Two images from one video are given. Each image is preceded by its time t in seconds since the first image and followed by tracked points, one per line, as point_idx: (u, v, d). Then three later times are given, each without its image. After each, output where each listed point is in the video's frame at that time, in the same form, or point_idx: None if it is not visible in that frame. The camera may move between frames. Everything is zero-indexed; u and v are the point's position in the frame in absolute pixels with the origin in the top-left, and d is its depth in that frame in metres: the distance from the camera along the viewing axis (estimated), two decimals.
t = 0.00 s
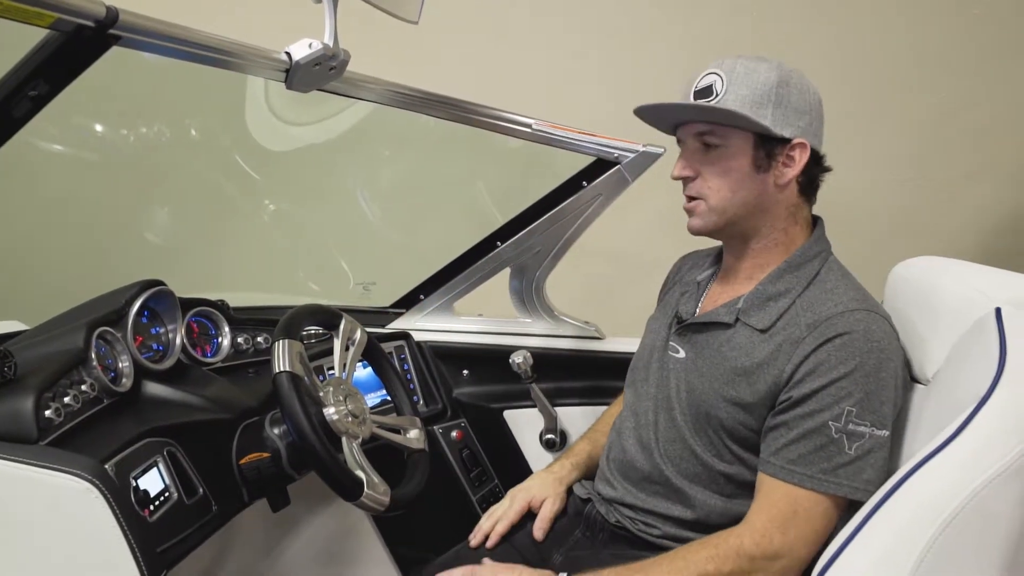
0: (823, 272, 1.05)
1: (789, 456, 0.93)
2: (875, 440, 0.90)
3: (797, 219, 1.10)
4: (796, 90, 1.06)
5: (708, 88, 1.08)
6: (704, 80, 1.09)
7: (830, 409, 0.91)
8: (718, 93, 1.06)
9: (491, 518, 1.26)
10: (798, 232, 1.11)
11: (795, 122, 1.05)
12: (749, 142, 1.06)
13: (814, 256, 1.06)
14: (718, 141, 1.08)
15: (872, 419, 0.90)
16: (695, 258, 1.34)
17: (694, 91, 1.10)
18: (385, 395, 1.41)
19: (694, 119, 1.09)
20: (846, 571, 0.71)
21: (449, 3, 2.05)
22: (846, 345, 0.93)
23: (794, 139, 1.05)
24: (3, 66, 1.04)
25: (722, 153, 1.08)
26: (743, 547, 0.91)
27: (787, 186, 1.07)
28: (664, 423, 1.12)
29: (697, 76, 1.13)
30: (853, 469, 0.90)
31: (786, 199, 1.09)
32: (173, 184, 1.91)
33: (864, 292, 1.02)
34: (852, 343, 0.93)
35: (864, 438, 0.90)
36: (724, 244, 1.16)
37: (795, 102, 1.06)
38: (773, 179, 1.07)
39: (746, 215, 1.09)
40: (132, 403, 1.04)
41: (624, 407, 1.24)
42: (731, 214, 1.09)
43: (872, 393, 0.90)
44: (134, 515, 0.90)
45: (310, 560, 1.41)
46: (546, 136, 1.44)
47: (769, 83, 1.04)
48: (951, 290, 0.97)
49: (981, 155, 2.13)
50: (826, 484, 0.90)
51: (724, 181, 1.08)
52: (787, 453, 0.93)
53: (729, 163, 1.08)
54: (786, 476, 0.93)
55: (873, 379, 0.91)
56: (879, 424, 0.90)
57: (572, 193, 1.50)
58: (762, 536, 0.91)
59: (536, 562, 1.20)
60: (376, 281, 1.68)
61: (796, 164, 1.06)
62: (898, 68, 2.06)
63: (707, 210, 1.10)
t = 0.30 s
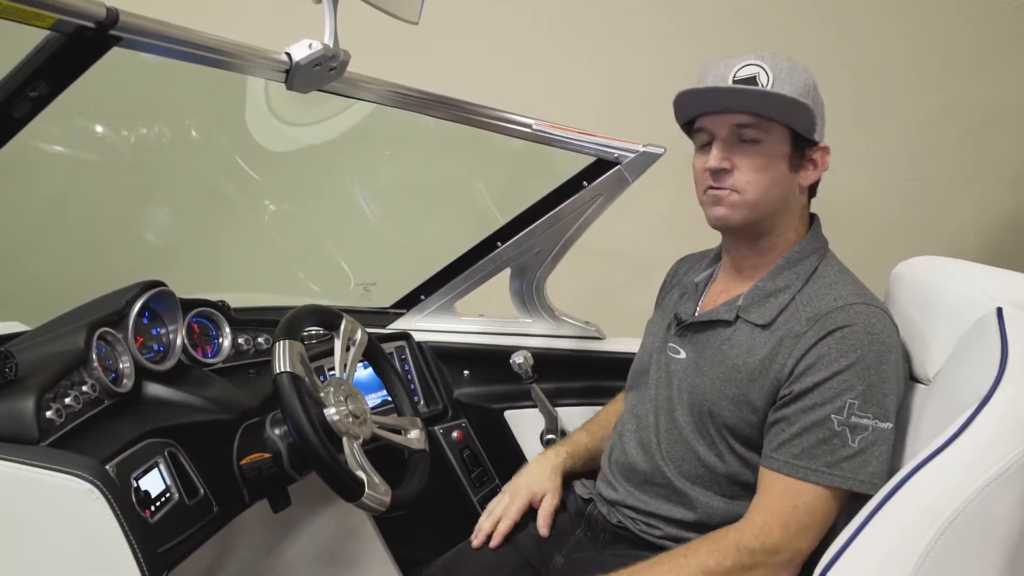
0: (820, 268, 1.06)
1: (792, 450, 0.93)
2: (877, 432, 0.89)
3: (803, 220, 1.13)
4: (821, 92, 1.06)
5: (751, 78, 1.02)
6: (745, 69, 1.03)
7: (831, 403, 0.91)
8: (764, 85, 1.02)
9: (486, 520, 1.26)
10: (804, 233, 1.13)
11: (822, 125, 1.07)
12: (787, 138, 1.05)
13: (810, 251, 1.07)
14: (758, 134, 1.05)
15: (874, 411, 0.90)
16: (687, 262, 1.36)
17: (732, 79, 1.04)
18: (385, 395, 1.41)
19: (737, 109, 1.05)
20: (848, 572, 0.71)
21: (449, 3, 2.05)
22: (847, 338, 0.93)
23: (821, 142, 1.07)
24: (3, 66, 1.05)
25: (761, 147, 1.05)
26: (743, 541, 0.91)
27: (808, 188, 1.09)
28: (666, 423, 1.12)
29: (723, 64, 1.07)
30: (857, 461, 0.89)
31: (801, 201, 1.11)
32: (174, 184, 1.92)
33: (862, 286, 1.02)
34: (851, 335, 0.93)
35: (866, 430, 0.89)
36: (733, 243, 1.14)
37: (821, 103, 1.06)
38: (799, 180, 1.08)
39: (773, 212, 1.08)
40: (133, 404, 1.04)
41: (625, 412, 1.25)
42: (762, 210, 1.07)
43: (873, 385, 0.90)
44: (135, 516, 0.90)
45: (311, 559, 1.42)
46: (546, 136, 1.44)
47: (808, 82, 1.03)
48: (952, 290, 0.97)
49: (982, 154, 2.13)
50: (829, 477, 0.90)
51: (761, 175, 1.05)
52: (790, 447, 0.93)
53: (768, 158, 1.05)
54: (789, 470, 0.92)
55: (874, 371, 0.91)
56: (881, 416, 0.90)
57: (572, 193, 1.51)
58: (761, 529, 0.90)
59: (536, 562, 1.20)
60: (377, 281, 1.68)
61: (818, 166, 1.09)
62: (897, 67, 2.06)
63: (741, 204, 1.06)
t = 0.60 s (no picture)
0: (813, 265, 1.06)
1: (789, 443, 0.93)
2: (873, 424, 0.90)
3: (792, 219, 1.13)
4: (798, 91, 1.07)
5: (733, 82, 1.03)
6: (726, 75, 1.03)
7: (827, 395, 0.92)
8: (746, 89, 1.02)
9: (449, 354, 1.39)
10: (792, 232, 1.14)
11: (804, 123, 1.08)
12: (772, 141, 1.05)
13: (802, 251, 1.08)
14: (745, 138, 1.05)
15: (870, 403, 0.90)
16: (680, 265, 1.35)
17: (714, 84, 1.04)
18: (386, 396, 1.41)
19: (722, 114, 1.05)
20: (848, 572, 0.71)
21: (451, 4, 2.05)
22: (842, 331, 0.94)
23: (803, 140, 1.08)
24: (6, 67, 1.05)
25: (749, 150, 1.05)
26: (740, 535, 0.89)
27: (795, 188, 1.10)
28: (664, 426, 1.12)
29: (703, 70, 1.07)
30: (853, 453, 0.89)
31: (790, 200, 1.11)
32: (175, 185, 1.92)
33: (856, 281, 1.03)
34: (847, 329, 0.93)
35: (863, 422, 0.90)
36: (724, 246, 1.14)
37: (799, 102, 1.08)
38: (787, 181, 1.09)
39: (764, 214, 1.08)
40: (135, 404, 1.04)
41: (624, 416, 1.25)
42: (754, 213, 1.07)
43: (869, 376, 0.91)
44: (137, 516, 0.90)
45: (312, 559, 1.41)
46: (547, 137, 1.44)
47: (787, 82, 1.04)
48: (952, 292, 0.98)
49: (985, 154, 2.12)
50: (825, 470, 0.90)
51: (751, 179, 1.06)
52: (788, 440, 0.93)
53: (756, 161, 1.05)
54: (785, 463, 0.92)
55: (869, 364, 0.92)
56: (877, 408, 0.90)
57: (574, 194, 1.50)
58: (757, 522, 0.89)
59: (536, 563, 1.21)
60: (377, 282, 1.69)
61: (803, 165, 1.09)
62: (899, 67, 2.06)
63: (734, 209, 1.07)
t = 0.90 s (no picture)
0: (806, 264, 1.07)
1: (787, 441, 0.93)
2: (871, 420, 0.90)
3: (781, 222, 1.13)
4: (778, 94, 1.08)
5: (716, 90, 1.03)
6: (709, 83, 1.04)
7: (824, 393, 0.92)
8: (730, 96, 1.03)
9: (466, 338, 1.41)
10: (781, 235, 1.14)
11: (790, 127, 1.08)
12: (757, 146, 1.06)
13: (792, 252, 1.08)
14: (730, 144, 1.06)
15: (866, 398, 0.90)
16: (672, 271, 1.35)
17: (697, 93, 1.04)
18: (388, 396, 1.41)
19: (707, 122, 1.05)
20: None
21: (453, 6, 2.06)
22: (837, 329, 0.94)
23: (787, 143, 1.08)
24: (9, 68, 1.05)
25: (735, 156, 1.06)
26: (740, 535, 0.89)
27: (782, 191, 1.10)
28: (664, 431, 1.12)
29: (685, 78, 1.07)
30: (852, 449, 0.89)
31: (777, 202, 1.11)
32: (177, 185, 1.92)
33: (849, 278, 1.03)
34: (841, 326, 0.94)
35: (860, 418, 0.90)
36: (714, 252, 1.14)
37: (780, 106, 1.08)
38: (773, 185, 1.09)
39: (753, 218, 1.08)
40: (137, 405, 1.04)
41: (623, 423, 1.25)
42: (744, 217, 1.07)
43: (865, 372, 0.91)
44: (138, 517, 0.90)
45: (314, 559, 1.41)
46: (550, 138, 1.44)
47: (767, 86, 1.05)
48: (952, 293, 0.98)
49: (986, 156, 2.12)
50: (823, 466, 0.90)
51: (738, 184, 1.06)
52: (786, 438, 0.93)
53: (742, 166, 1.06)
54: (784, 461, 0.92)
55: (865, 360, 0.92)
56: (873, 404, 0.90)
57: (575, 195, 1.51)
58: (757, 522, 0.90)
59: (537, 564, 1.21)
60: (378, 283, 1.69)
61: (789, 168, 1.10)
62: (899, 69, 2.06)
63: (723, 214, 1.07)
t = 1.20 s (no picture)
0: (804, 265, 1.07)
1: (792, 444, 0.93)
2: (875, 421, 0.90)
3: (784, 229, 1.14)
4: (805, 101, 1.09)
5: (750, 87, 1.03)
6: (744, 78, 1.03)
7: (828, 395, 0.92)
8: (763, 95, 1.02)
9: (524, 498, 1.24)
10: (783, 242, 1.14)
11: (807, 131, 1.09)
12: (778, 149, 1.06)
13: (791, 254, 1.08)
14: (753, 142, 1.06)
15: (870, 400, 0.91)
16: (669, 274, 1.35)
17: (731, 87, 1.04)
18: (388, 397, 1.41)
19: (737, 117, 1.05)
20: None
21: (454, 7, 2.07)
22: (839, 331, 0.94)
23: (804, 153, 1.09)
24: (10, 67, 1.06)
25: (755, 155, 1.06)
26: (751, 536, 0.92)
27: (791, 198, 1.11)
28: (664, 433, 1.12)
29: (719, 70, 1.06)
30: (857, 450, 0.90)
31: (784, 209, 1.12)
32: (177, 185, 1.93)
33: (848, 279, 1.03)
34: (844, 328, 0.94)
35: (864, 419, 0.90)
36: (718, 251, 1.14)
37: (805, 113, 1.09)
38: (784, 192, 1.09)
39: (762, 220, 1.08)
40: (137, 405, 1.04)
41: (623, 426, 1.25)
42: (753, 218, 1.07)
43: (869, 374, 0.91)
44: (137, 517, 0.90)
45: (313, 561, 1.42)
46: (549, 139, 1.44)
47: (799, 91, 1.05)
48: (953, 295, 0.98)
49: (987, 157, 2.12)
50: (830, 468, 0.90)
51: (754, 184, 1.06)
52: (791, 441, 0.93)
53: (761, 166, 1.06)
54: (790, 463, 0.93)
55: (868, 361, 0.92)
56: (878, 404, 0.91)
57: (575, 197, 1.51)
58: (768, 523, 0.91)
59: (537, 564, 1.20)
60: (378, 283, 1.69)
61: (801, 178, 1.11)
62: (899, 71, 2.06)
63: (735, 212, 1.07)
